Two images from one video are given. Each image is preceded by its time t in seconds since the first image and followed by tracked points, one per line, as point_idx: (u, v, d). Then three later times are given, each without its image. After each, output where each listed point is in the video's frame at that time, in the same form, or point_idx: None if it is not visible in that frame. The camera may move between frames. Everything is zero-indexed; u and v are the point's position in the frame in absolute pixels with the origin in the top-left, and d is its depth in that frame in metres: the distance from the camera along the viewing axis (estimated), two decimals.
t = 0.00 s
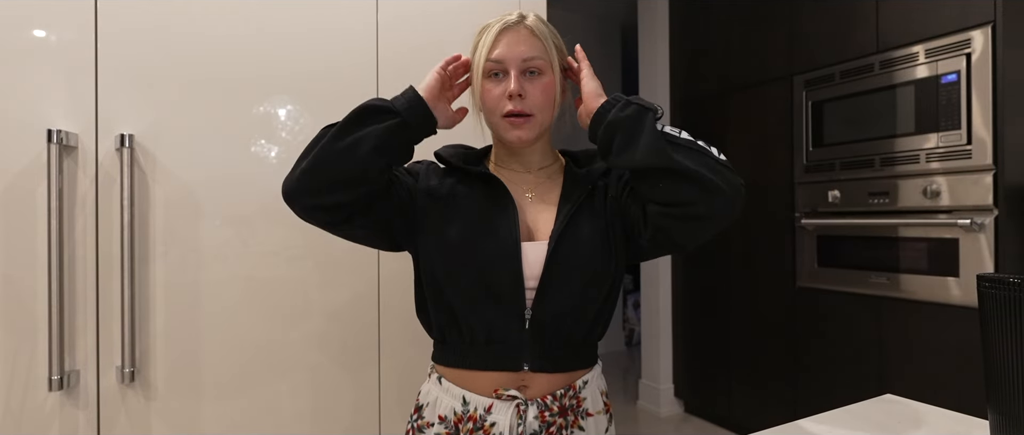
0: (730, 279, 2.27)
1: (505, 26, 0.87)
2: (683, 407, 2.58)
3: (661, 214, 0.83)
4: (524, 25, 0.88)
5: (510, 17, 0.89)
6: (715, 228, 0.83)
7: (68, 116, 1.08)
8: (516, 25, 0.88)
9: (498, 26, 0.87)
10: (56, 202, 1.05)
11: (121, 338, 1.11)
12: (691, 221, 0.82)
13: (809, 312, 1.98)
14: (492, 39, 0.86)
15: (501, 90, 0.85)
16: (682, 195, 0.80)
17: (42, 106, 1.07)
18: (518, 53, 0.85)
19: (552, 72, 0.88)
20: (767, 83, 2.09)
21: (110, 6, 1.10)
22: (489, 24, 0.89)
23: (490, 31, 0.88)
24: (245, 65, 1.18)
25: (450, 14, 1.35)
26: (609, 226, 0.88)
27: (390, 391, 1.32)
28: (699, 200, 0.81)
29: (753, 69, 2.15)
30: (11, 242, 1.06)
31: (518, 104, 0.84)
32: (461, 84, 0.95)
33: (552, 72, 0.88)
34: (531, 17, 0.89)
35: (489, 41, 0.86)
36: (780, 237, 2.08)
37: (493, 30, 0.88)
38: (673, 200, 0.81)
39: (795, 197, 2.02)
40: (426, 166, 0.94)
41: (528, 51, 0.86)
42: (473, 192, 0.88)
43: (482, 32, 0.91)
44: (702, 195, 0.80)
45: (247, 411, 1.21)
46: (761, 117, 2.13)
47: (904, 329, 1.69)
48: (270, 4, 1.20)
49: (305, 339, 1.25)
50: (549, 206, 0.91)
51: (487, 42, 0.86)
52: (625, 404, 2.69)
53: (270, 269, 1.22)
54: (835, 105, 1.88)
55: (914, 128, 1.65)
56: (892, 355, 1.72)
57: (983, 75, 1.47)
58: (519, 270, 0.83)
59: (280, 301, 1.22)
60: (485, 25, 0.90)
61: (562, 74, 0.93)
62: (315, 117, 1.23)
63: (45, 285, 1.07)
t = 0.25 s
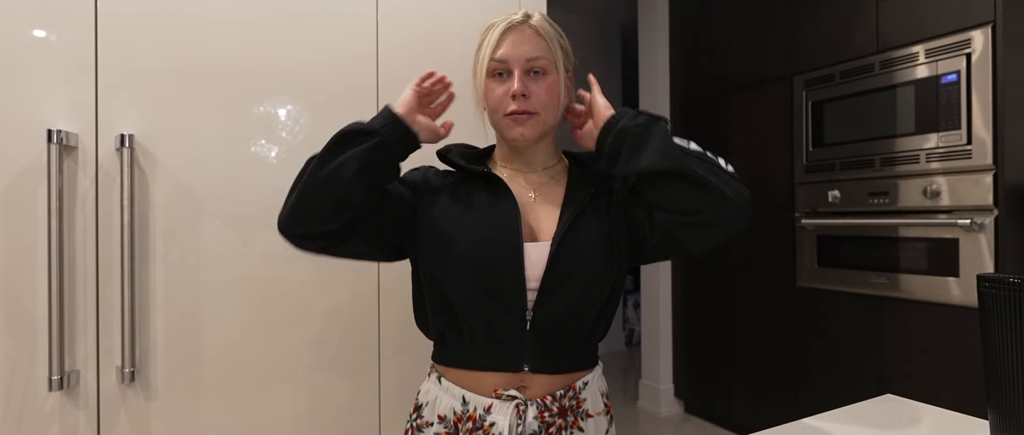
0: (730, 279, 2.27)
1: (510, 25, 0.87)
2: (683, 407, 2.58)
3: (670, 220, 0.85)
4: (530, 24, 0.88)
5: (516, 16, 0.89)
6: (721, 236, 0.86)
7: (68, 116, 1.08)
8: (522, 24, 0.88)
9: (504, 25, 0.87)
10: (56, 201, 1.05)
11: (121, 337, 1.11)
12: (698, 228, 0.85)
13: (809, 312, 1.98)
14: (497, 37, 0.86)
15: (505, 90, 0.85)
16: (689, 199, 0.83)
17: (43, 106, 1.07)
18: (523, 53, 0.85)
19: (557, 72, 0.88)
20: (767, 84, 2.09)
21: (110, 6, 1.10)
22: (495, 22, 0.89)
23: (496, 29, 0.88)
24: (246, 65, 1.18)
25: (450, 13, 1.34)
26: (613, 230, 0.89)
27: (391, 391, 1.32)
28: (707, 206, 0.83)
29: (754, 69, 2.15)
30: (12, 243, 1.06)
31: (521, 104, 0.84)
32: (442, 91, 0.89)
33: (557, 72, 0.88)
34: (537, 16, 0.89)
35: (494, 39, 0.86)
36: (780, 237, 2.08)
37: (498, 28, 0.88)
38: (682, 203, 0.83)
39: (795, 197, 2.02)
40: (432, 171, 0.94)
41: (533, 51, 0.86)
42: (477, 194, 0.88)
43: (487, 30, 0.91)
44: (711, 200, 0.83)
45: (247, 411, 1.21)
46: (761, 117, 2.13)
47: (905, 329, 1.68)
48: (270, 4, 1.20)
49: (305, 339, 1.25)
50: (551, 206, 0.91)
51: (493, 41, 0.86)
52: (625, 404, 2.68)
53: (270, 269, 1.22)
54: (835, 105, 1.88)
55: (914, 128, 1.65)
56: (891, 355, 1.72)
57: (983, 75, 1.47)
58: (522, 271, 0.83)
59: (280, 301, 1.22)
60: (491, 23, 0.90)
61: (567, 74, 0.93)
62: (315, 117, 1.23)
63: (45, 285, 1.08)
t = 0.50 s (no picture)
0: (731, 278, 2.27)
1: (524, 29, 0.86)
2: (683, 407, 2.58)
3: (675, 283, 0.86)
4: (542, 30, 0.88)
5: (528, 18, 0.88)
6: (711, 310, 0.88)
7: (68, 116, 1.08)
8: (534, 28, 0.87)
9: (518, 28, 0.86)
10: (56, 202, 1.05)
11: (121, 338, 1.11)
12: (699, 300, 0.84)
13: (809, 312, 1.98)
14: (512, 41, 0.85)
15: (520, 96, 0.84)
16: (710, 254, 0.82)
17: (43, 107, 1.07)
18: (538, 60, 0.85)
19: (569, 79, 0.89)
20: (767, 83, 2.09)
21: (111, 6, 1.10)
22: (507, 23, 0.88)
23: (509, 31, 0.86)
24: (246, 65, 1.18)
25: (450, 13, 1.34)
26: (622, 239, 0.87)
27: (391, 391, 1.32)
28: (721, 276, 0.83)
29: (754, 68, 2.15)
30: (12, 243, 1.06)
31: (536, 113, 0.84)
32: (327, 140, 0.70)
33: (568, 79, 0.89)
34: (547, 20, 0.89)
35: (509, 43, 0.85)
36: (780, 237, 2.08)
37: (512, 31, 0.86)
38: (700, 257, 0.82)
39: (795, 197, 2.02)
40: (424, 182, 0.93)
41: (546, 58, 0.86)
42: (473, 199, 0.88)
43: (496, 30, 0.89)
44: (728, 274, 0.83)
45: (247, 412, 1.21)
46: (762, 117, 2.13)
47: (904, 329, 1.68)
48: (270, 4, 1.20)
49: (305, 339, 1.25)
50: (553, 208, 0.92)
51: (507, 43, 0.85)
52: (625, 404, 2.69)
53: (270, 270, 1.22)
54: (835, 105, 1.88)
55: (914, 128, 1.66)
56: (891, 355, 1.72)
57: (983, 75, 1.47)
58: (524, 274, 0.83)
59: (280, 301, 1.22)
60: (502, 23, 0.88)
61: (573, 79, 0.93)
62: (315, 117, 1.23)
63: (45, 285, 1.07)
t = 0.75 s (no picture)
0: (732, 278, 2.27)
1: (535, 28, 0.85)
2: (683, 407, 2.58)
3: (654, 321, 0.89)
4: (551, 29, 0.87)
5: (536, 17, 0.87)
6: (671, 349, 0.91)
7: (68, 116, 1.09)
8: (544, 29, 0.86)
9: (527, 28, 0.85)
10: (56, 202, 1.05)
11: (121, 338, 1.11)
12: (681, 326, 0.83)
13: (810, 313, 1.97)
14: (523, 41, 0.84)
15: (530, 99, 0.84)
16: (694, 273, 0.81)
17: (44, 107, 1.07)
18: (548, 63, 0.85)
19: (575, 81, 0.89)
20: (767, 83, 2.09)
21: (111, 6, 1.10)
22: (514, 21, 0.86)
23: (518, 31, 0.85)
24: (245, 65, 1.18)
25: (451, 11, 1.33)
26: (624, 246, 0.88)
27: (392, 392, 1.31)
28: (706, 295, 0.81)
29: (754, 69, 2.15)
30: (12, 244, 1.06)
31: (547, 117, 0.84)
32: (357, 299, 0.73)
33: (574, 81, 0.89)
34: (555, 20, 0.88)
35: (519, 43, 0.84)
36: (780, 237, 2.08)
37: (522, 30, 0.85)
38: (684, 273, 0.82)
39: (795, 197, 2.02)
40: (420, 186, 0.92)
41: (556, 60, 0.86)
42: (471, 204, 0.87)
43: (503, 28, 0.87)
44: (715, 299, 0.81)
45: (246, 412, 1.21)
46: (762, 117, 2.13)
47: (905, 329, 1.68)
48: (270, 3, 1.20)
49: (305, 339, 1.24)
50: (557, 210, 0.92)
51: (518, 44, 0.84)
52: (625, 404, 2.69)
53: (269, 270, 1.21)
54: (835, 105, 1.88)
55: (914, 128, 1.65)
56: (892, 356, 1.72)
57: (983, 75, 1.47)
58: (526, 279, 0.83)
59: (280, 302, 1.22)
60: (509, 21, 0.87)
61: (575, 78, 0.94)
62: (315, 116, 1.22)
63: (44, 285, 1.08)
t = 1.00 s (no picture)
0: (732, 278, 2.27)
1: (541, 30, 0.85)
2: (683, 407, 2.58)
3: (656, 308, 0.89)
4: (556, 31, 0.87)
5: (541, 19, 0.86)
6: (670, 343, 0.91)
7: (68, 116, 1.09)
8: (549, 30, 0.86)
9: (534, 29, 0.85)
10: (56, 202, 1.05)
11: (121, 338, 1.11)
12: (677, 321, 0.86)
13: (810, 313, 1.97)
14: (530, 44, 0.83)
15: (538, 102, 0.84)
16: (689, 272, 0.83)
17: (45, 107, 1.07)
18: (555, 64, 0.85)
19: (578, 83, 0.90)
20: (767, 83, 2.09)
21: (111, 7, 1.10)
22: (520, 23, 0.86)
23: (525, 33, 0.85)
24: (245, 65, 1.18)
25: (451, 12, 1.33)
26: (625, 242, 0.88)
27: (391, 392, 1.31)
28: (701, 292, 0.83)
29: (754, 69, 2.15)
30: (12, 244, 1.06)
31: (554, 120, 0.85)
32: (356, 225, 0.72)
33: (578, 83, 0.90)
34: (559, 21, 0.88)
35: (527, 46, 0.83)
36: (780, 237, 2.08)
37: (528, 32, 0.85)
38: (680, 273, 0.83)
39: (795, 197, 2.02)
40: (424, 179, 0.91)
41: (562, 62, 0.86)
42: (474, 203, 0.87)
43: (507, 29, 0.87)
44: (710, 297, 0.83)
45: (246, 412, 1.21)
46: (762, 117, 2.13)
47: (905, 329, 1.68)
48: (270, 3, 1.20)
49: (305, 339, 1.24)
50: (559, 209, 0.92)
51: (525, 46, 0.83)
52: (625, 404, 2.68)
53: (269, 270, 1.21)
54: (835, 105, 1.88)
55: (914, 128, 1.66)
56: (892, 356, 1.72)
57: (983, 75, 1.47)
58: (531, 279, 0.82)
59: (280, 302, 1.22)
60: (515, 23, 0.86)
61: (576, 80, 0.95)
62: (314, 116, 1.22)
63: (44, 285, 1.08)
